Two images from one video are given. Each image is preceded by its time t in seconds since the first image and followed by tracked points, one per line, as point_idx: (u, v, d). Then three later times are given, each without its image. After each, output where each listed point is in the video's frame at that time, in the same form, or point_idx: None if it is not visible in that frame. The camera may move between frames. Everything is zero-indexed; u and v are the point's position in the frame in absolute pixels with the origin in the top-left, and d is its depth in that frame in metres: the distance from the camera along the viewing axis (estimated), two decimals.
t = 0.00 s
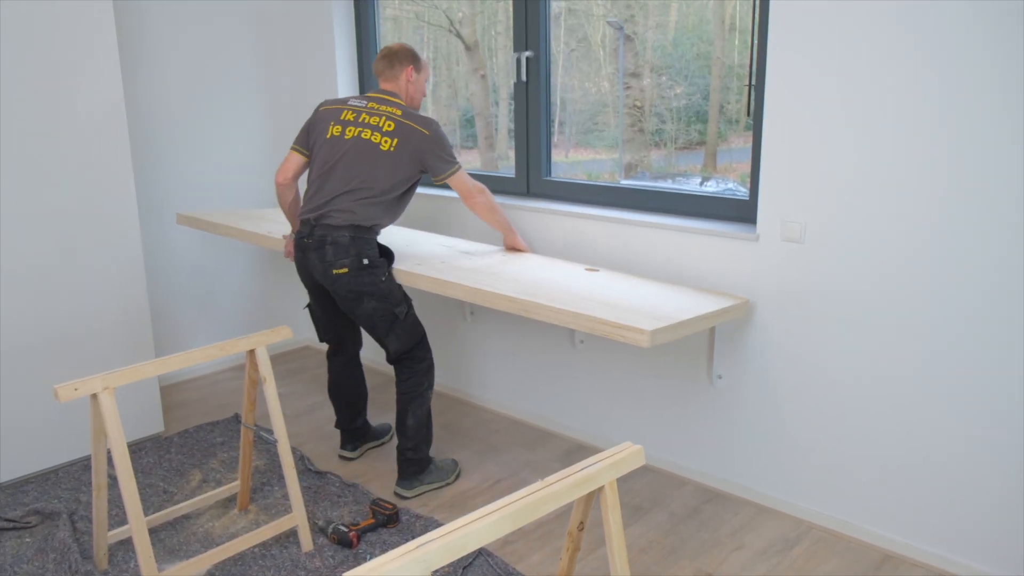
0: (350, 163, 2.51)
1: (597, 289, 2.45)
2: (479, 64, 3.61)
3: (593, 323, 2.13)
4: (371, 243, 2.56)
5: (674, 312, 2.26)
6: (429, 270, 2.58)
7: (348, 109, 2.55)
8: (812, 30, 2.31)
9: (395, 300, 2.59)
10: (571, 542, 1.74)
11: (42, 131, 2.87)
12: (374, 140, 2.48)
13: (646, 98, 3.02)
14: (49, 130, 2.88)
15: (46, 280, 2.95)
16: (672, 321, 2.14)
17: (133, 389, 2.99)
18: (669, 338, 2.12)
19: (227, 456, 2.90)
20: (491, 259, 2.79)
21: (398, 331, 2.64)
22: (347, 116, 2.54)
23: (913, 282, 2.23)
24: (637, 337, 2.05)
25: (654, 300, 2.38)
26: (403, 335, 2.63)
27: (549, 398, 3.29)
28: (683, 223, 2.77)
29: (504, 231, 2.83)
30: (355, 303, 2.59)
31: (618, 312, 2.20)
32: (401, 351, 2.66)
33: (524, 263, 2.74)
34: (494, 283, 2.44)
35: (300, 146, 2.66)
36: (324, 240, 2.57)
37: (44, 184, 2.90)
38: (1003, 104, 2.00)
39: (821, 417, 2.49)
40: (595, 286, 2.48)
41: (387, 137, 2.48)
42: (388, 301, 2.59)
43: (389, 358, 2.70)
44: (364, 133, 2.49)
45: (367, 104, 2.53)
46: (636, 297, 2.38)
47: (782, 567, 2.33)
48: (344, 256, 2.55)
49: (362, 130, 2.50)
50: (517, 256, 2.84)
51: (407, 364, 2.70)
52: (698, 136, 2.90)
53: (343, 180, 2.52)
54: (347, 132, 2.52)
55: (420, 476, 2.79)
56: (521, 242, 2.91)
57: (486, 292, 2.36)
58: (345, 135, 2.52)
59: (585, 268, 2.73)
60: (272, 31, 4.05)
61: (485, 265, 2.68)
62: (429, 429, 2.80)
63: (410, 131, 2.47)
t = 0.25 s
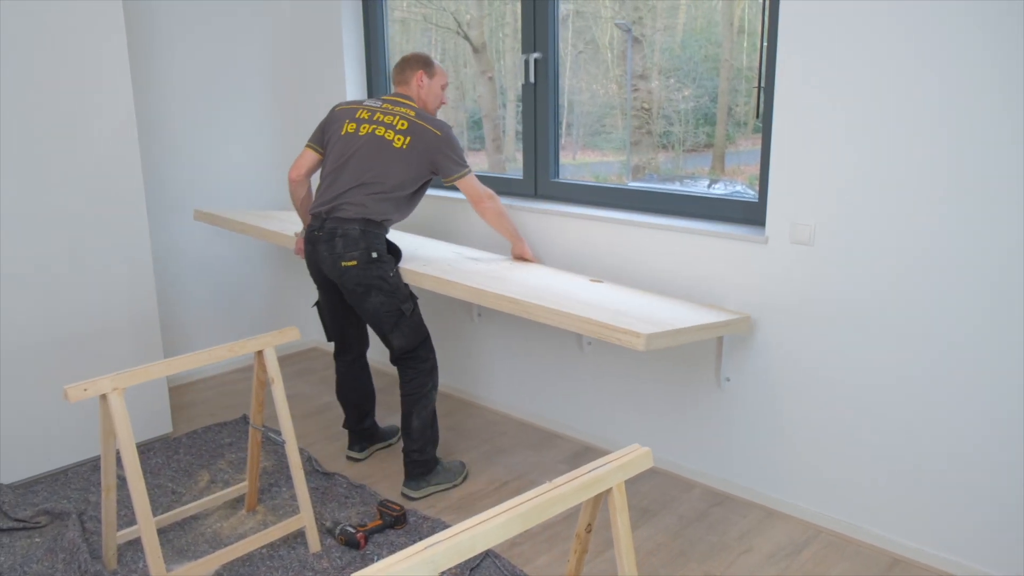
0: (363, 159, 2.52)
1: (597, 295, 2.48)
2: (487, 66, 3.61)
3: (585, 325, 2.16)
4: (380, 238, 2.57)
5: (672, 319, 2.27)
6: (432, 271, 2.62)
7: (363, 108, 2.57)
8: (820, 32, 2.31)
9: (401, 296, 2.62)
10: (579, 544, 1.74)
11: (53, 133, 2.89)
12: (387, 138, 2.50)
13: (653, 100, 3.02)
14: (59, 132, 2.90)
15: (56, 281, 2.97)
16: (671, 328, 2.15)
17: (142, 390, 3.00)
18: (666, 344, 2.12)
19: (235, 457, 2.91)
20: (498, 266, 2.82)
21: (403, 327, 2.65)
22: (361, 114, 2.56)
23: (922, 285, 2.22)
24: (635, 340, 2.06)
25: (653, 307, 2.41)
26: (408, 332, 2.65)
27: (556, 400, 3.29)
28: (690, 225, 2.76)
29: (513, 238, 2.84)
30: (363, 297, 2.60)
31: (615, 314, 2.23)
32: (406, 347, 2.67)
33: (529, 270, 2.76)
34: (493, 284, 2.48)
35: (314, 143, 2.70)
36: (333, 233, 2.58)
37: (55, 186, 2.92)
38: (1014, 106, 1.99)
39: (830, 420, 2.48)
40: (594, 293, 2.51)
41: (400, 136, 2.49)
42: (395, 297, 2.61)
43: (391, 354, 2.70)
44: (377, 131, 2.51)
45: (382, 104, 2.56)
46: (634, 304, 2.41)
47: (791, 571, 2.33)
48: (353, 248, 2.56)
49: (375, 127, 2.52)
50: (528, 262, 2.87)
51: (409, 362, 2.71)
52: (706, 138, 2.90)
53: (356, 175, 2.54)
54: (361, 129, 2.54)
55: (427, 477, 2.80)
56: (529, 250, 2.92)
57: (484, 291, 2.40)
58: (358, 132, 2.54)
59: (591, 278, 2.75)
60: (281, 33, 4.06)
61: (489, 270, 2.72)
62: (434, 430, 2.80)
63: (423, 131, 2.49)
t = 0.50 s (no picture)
0: (375, 157, 2.54)
1: (608, 294, 2.49)
2: (493, 66, 3.62)
3: (597, 321, 2.17)
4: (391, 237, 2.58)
5: (684, 318, 2.27)
6: (444, 270, 2.63)
7: (376, 107, 2.59)
8: (828, 31, 2.30)
9: (410, 295, 2.61)
10: (585, 545, 1.73)
11: (60, 133, 2.90)
12: (400, 137, 2.51)
13: (660, 101, 3.02)
14: (67, 132, 2.91)
15: (64, 281, 2.98)
16: (683, 326, 2.16)
17: (149, 388, 3.01)
18: (677, 340, 2.13)
19: (241, 456, 2.92)
20: (509, 267, 2.82)
21: (412, 325, 2.64)
22: (375, 113, 2.58)
23: (930, 284, 2.21)
24: (645, 337, 2.06)
25: (665, 306, 2.42)
26: (416, 331, 2.64)
27: (562, 400, 3.29)
28: (697, 226, 2.76)
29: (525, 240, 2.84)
30: (372, 295, 2.61)
31: (626, 312, 2.24)
32: (415, 346, 2.66)
33: (541, 271, 2.77)
34: (505, 282, 2.49)
35: (328, 144, 2.73)
36: (344, 231, 2.59)
37: (63, 186, 2.93)
38: None
39: (837, 421, 2.47)
40: (607, 292, 2.52)
41: (412, 135, 2.51)
42: (405, 295, 2.61)
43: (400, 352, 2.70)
44: (390, 130, 2.53)
45: (396, 105, 2.57)
46: (645, 303, 2.42)
47: (798, 572, 2.32)
48: (363, 246, 2.56)
49: (388, 126, 2.53)
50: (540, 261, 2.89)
51: (417, 360, 2.71)
52: (713, 139, 2.89)
53: (368, 173, 2.55)
54: (374, 128, 2.55)
55: (433, 477, 2.80)
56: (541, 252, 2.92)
57: (496, 289, 2.41)
58: (371, 131, 2.55)
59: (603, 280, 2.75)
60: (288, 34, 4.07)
61: (501, 270, 2.73)
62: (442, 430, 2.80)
63: (435, 130, 2.50)
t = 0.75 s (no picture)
0: (385, 159, 2.54)
1: (618, 296, 2.49)
2: (498, 65, 3.62)
3: (609, 322, 2.16)
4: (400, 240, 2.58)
5: (696, 319, 2.27)
6: (454, 271, 2.63)
7: (388, 110, 2.60)
8: (834, 30, 2.30)
9: (420, 297, 2.61)
10: (588, 544, 1.73)
11: (65, 131, 2.90)
12: (410, 139, 2.52)
13: (665, 100, 3.01)
14: (71, 131, 2.91)
15: (68, 279, 2.98)
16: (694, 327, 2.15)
17: (153, 387, 3.01)
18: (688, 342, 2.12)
19: (245, 455, 2.92)
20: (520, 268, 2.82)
21: (423, 327, 2.65)
22: (386, 116, 2.59)
23: (933, 285, 2.21)
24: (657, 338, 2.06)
25: (675, 308, 2.41)
26: (428, 332, 2.65)
27: (566, 400, 3.29)
28: (701, 226, 2.75)
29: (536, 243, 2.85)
30: (381, 298, 2.61)
31: (638, 313, 2.23)
32: (426, 347, 2.67)
33: (551, 273, 2.77)
34: (515, 283, 2.49)
35: (339, 145, 2.74)
36: (354, 233, 2.59)
37: (67, 184, 2.93)
38: None
39: (841, 421, 2.47)
40: (618, 294, 2.51)
41: (422, 137, 2.51)
42: (414, 297, 2.61)
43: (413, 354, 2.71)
44: (401, 132, 2.53)
45: (406, 107, 2.58)
46: (655, 304, 2.42)
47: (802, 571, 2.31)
48: (373, 249, 2.56)
49: (399, 128, 2.54)
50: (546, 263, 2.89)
51: (430, 360, 2.72)
52: (717, 138, 2.89)
53: (378, 176, 2.55)
54: (385, 130, 2.56)
55: (437, 476, 2.79)
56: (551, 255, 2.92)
57: (506, 289, 2.41)
58: (382, 133, 2.56)
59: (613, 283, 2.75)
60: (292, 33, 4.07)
61: (511, 272, 2.72)
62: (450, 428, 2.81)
63: (445, 132, 2.50)
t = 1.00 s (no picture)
0: (392, 160, 2.54)
1: (627, 297, 2.48)
2: (500, 64, 3.61)
3: (620, 324, 2.15)
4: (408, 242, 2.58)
5: (708, 320, 2.26)
6: (461, 272, 2.63)
7: (393, 109, 2.60)
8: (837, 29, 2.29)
9: (428, 298, 2.61)
10: (589, 543, 1.73)
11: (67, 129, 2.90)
12: (417, 140, 2.52)
13: (667, 99, 3.01)
14: (73, 129, 2.91)
15: (70, 277, 2.98)
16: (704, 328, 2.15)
17: (155, 385, 3.01)
18: (699, 343, 2.12)
19: (247, 453, 2.92)
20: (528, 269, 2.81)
21: (431, 328, 2.65)
22: (392, 116, 2.59)
23: (935, 284, 2.21)
24: (667, 339, 2.05)
25: (684, 309, 2.40)
26: (436, 333, 2.65)
27: (568, 399, 3.29)
28: (704, 225, 2.74)
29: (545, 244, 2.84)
30: (389, 300, 2.61)
31: (649, 313, 2.23)
32: (434, 348, 2.68)
33: (559, 274, 2.76)
34: (524, 284, 2.48)
35: (344, 146, 2.74)
36: (361, 235, 2.59)
37: (69, 182, 2.93)
38: None
39: (843, 420, 2.47)
40: (627, 295, 2.50)
41: (429, 137, 2.51)
42: (422, 299, 2.61)
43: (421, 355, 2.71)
44: (407, 132, 2.53)
45: (413, 107, 2.57)
46: (664, 305, 2.41)
47: (804, 571, 2.31)
48: (380, 252, 2.56)
49: (405, 128, 2.54)
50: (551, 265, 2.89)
51: (438, 360, 2.71)
52: (720, 138, 2.88)
53: (384, 177, 2.55)
54: (391, 130, 2.56)
55: (439, 475, 2.79)
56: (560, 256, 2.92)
57: (515, 289, 2.40)
58: (388, 133, 2.56)
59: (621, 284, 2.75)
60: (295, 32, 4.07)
61: (520, 273, 2.72)
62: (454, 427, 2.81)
63: (452, 133, 2.51)
